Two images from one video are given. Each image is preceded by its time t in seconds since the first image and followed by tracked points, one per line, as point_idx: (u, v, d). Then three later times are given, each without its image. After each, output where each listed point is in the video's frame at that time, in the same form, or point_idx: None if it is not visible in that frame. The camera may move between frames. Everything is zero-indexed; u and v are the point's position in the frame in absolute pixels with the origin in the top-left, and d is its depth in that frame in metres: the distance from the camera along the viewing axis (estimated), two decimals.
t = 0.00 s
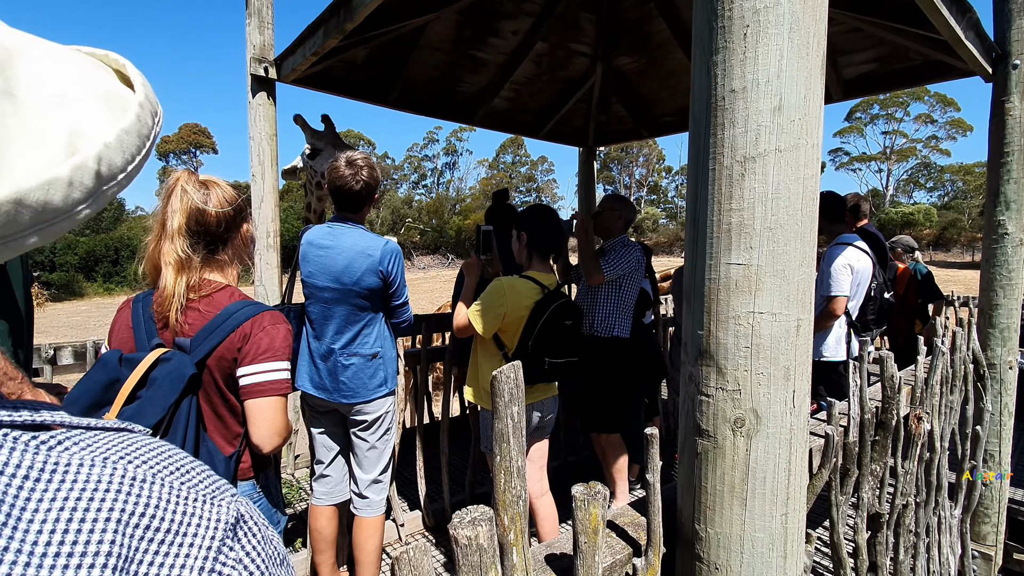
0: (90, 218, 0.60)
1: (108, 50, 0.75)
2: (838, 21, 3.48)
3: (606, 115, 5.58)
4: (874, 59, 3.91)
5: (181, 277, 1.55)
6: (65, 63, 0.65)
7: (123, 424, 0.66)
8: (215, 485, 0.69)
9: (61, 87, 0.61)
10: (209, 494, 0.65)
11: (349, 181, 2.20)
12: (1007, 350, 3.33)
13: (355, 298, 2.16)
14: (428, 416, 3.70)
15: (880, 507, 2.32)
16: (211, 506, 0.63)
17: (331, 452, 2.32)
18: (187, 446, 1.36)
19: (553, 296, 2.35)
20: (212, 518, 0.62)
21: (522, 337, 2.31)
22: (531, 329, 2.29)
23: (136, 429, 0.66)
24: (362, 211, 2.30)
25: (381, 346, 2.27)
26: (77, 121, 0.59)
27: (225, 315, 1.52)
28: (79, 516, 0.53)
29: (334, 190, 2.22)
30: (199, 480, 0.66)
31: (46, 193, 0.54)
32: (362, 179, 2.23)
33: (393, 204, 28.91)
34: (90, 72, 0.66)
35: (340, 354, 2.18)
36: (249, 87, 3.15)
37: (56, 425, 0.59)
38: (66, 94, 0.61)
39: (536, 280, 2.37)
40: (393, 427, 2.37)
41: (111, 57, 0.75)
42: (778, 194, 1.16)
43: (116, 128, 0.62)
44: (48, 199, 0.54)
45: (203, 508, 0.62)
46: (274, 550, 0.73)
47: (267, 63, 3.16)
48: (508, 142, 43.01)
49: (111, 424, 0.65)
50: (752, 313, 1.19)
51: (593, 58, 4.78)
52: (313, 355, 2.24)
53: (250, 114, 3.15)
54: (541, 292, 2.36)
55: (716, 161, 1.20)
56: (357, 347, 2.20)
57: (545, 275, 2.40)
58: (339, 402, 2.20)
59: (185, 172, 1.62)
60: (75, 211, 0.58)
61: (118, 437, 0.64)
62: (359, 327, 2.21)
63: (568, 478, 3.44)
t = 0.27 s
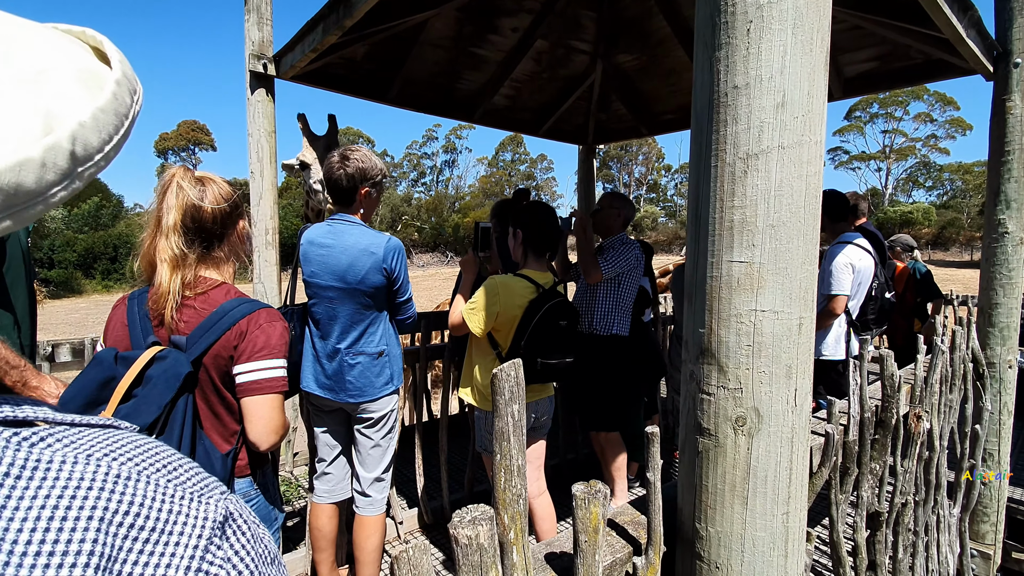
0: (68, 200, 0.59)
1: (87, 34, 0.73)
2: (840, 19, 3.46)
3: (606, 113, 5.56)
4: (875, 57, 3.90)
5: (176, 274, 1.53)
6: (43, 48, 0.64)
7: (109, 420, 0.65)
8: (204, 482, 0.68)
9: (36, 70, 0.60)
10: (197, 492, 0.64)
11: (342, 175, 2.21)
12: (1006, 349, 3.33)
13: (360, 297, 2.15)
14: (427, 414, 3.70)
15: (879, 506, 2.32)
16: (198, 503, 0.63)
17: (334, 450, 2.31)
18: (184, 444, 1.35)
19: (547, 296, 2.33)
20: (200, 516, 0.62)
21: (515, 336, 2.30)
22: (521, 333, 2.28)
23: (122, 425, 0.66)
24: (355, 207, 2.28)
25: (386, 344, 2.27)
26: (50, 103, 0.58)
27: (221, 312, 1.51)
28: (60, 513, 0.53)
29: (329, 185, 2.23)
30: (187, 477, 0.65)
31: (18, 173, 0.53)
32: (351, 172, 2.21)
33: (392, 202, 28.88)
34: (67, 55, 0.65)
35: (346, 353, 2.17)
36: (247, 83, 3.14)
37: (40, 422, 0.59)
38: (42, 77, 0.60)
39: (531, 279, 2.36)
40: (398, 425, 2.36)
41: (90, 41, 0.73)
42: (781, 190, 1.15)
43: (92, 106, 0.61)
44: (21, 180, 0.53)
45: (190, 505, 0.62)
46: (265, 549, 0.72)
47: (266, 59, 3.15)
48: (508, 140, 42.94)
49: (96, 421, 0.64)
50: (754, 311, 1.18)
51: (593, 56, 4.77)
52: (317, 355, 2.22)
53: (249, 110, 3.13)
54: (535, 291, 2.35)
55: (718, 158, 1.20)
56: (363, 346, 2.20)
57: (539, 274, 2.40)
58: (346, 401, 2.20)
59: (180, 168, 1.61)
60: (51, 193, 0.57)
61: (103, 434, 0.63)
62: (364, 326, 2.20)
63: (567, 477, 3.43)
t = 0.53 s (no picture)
0: (62, 196, 0.59)
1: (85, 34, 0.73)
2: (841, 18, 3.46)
3: (605, 112, 5.55)
4: (875, 56, 3.89)
5: (175, 272, 1.52)
6: (38, 46, 0.64)
7: (107, 421, 0.65)
8: (201, 484, 0.68)
9: (32, 68, 0.60)
10: (194, 494, 0.64)
11: (348, 171, 2.20)
12: (1006, 348, 3.34)
13: (362, 296, 2.15)
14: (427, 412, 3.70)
15: (879, 505, 2.32)
16: (196, 505, 0.63)
17: (336, 449, 2.30)
18: (196, 444, 1.35)
19: (542, 296, 2.32)
20: (197, 518, 0.62)
21: (511, 337, 2.29)
22: (516, 335, 2.26)
23: (120, 426, 0.66)
24: (362, 205, 2.29)
25: (388, 344, 2.27)
26: (46, 99, 0.58)
27: (223, 312, 1.51)
28: (57, 516, 0.52)
29: (333, 181, 2.22)
30: (185, 479, 0.65)
31: (13, 167, 0.53)
32: (362, 169, 2.23)
33: (392, 200, 28.85)
34: (63, 53, 0.65)
35: (348, 353, 2.17)
36: (247, 81, 3.12)
37: (38, 422, 0.58)
38: (38, 73, 0.60)
39: (528, 279, 2.34)
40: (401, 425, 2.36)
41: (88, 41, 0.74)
42: (784, 189, 1.15)
43: (86, 103, 0.61)
44: (15, 173, 0.53)
45: (188, 508, 0.62)
46: (263, 550, 0.72)
47: (265, 57, 3.13)
48: (507, 138, 42.88)
49: (93, 422, 0.64)
50: (757, 311, 1.18)
51: (593, 54, 4.75)
52: (320, 355, 2.22)
53: (248, 108, 3.12)
54: (533, 291, 2.33)
55: (721, 156, 1.19)
56: (365, 346, 2.19)
57: (536, 273, 2.39)
58: (350, 401, 2.20)
59: (176, 166, 1.61)
60: (45, 188, 0.58)
61: (101, 435, 0.63)
62: (366, 326, 2.20)
63: (567, 475, 3.43)
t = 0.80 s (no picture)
0: (57, 190, 0.59)
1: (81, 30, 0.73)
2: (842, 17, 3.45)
3: (605, 110, 5.55)
4: (876, 55, 3.89)
5: (171, 271, 1.51)
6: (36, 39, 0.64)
7: (103, 418, 0.65)
8: (199, 481, 0.68)
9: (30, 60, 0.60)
10: (191, 490, 0.64)
11: (347, 170, 2.18)
12: (1005, 347, 3.34)
13: (359, 295, 2.14)
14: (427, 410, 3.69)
15: (879, 503, 2.32)
16: (193, 502, 0.62)
17: (334, 447, 2.30)
18: (203, 443, 1.35)
19: (542, 296, 2.31)
20: (195, 515, 0.61)
21: (510, 336, 2.28)
22: (516, 333, 2.26)
23: (117, 423, 0.65)
24: (361, 203, 2.29)
25: (386, 343, 2.26)
26: (44, 93, 0.58)
27: (222, 311, 1.50)
28: (52, 512, 0.52)
29: (331, 180, 2.20)
30: (181, 476, 0.65)
31: (8, 160, 0.53)
32: (361, 167, 2.21)
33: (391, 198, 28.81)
34: (62, 47, 0.65)
35: (346, 352, 2.16)
36: (246, 79, 3.12)
37: (34, 418, 0.58)
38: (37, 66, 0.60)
39: (528, 277, 2.34)
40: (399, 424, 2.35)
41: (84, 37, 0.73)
42: (787, 187, 1.15)
43: (84, 99, 0.61)
44: (10, 166, 0.53)
45: (184, 504, 0.61)
46: (262, 548, 0.72)
47: (265, 54, 3.12)
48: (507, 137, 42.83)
49: (90, 418, 0.63)
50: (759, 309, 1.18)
51: (593, 53, 4.74)
52: (318, 353, 2.22)
53: (248, 106, 3.11)
54: (533, 290, 2.33)
55: (723, 154, 1.19)
56: (362, 345, 2.19)
57: (536, 273, 2.39)
58: (347, 400, 2.19)
59: (167, 162, 1.59)
60: (39, 182, 0.57)
61: (98, 431, 0.63)
62: (363, 324, 2.19)
63: (567, 474, 3.43)
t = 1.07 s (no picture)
0: (59, 188, 0.58)
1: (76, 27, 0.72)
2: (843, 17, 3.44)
3: (606, 109, 5.54)
4: (876, 55, 3.88)
5: (170, 270, 1.51)
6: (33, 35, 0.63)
7: (104, 417, 0.64)
8: (200, 480, 0.68)
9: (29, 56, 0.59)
10: (192, 490, 0.64)
11: (343, 170, 2.17)
12: (1004, 348, 3.33)
13: (355, 294, 2.14)
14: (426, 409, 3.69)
15: (878, 504, 2.32)
16: (194, 501, 0.62)
17: (332, 446, 2.30)
18: (205, 442, 1.35)
19: (543, 296, 2.31)
20: (196, 514, 0.61)
21: (510, 336, 2.28)
22: (517, 333, 2.26)
23: (117, 422, 0.65)
24: (356, 203, 2.28)
25: (382, 342, 2.26)
26: (44, 89, 0.58)
27: (222, 310, 1.50)
28: (53, 511, 0.51)
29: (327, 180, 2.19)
30: (182, 475, 0.64)
31: (10, 157, 0.52)
32: (359, 168, 2.20)
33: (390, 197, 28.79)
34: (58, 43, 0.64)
35: (341, 351, 2.16)
36: (245, 77, 3.11)
37: (34, 417, 0.57)
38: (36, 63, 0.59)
39: (527, 277, 2.34)
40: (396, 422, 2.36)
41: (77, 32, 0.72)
42: (790, 187, 1.14)
43: (84, 96, 0.61)
44: (12, 163, 0.52)
45: (186, 504, 0.61)
46: (263, 548, 0.72)
47: (265, 53, 3.12)
48: (507, 136, 42.81)
49: (90, 417, 0.63)
50: (761, 309, 1.18)
51: (593, 52, 4.74)
52: (314, 352, 2.22)
53: (248, 104, 3.11)
54: (533, 290, 2.32)
55: (726, 154, 1.19)
56: (358, 344, 2.18)
57: (537, 273, 2.38)
58: (343, 399, 2.19)
59: (162, 162, 1.59)
60: (41, 179, 0.57)
61: (98, 431, 0.62)
62: (359, 324, 2.19)
63: (566, 473, 3.43)
